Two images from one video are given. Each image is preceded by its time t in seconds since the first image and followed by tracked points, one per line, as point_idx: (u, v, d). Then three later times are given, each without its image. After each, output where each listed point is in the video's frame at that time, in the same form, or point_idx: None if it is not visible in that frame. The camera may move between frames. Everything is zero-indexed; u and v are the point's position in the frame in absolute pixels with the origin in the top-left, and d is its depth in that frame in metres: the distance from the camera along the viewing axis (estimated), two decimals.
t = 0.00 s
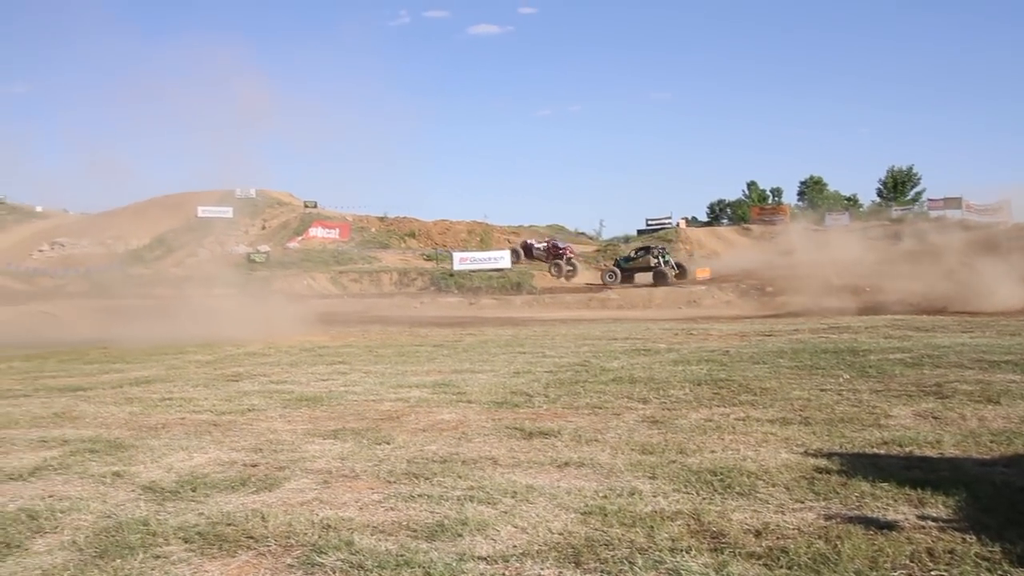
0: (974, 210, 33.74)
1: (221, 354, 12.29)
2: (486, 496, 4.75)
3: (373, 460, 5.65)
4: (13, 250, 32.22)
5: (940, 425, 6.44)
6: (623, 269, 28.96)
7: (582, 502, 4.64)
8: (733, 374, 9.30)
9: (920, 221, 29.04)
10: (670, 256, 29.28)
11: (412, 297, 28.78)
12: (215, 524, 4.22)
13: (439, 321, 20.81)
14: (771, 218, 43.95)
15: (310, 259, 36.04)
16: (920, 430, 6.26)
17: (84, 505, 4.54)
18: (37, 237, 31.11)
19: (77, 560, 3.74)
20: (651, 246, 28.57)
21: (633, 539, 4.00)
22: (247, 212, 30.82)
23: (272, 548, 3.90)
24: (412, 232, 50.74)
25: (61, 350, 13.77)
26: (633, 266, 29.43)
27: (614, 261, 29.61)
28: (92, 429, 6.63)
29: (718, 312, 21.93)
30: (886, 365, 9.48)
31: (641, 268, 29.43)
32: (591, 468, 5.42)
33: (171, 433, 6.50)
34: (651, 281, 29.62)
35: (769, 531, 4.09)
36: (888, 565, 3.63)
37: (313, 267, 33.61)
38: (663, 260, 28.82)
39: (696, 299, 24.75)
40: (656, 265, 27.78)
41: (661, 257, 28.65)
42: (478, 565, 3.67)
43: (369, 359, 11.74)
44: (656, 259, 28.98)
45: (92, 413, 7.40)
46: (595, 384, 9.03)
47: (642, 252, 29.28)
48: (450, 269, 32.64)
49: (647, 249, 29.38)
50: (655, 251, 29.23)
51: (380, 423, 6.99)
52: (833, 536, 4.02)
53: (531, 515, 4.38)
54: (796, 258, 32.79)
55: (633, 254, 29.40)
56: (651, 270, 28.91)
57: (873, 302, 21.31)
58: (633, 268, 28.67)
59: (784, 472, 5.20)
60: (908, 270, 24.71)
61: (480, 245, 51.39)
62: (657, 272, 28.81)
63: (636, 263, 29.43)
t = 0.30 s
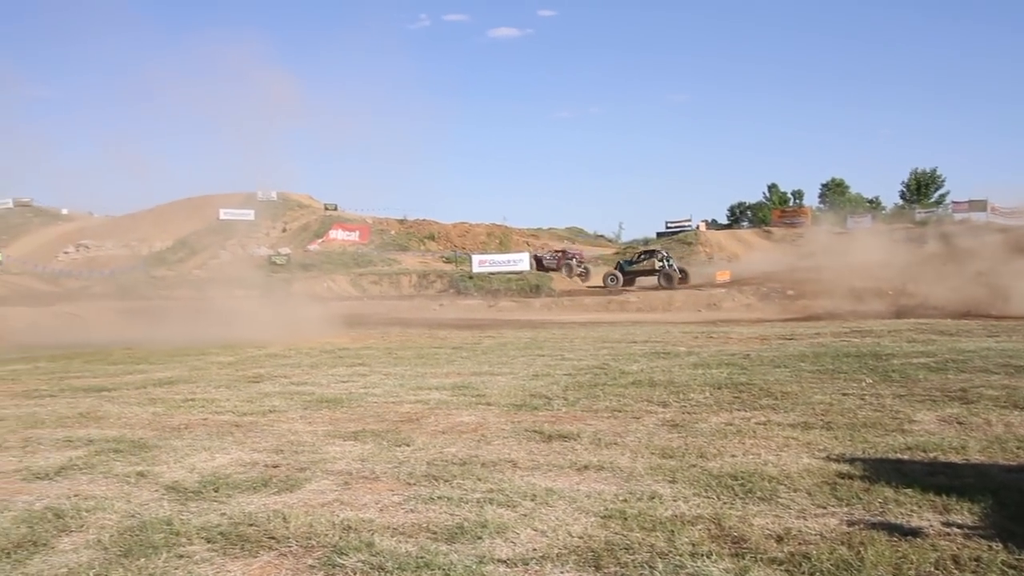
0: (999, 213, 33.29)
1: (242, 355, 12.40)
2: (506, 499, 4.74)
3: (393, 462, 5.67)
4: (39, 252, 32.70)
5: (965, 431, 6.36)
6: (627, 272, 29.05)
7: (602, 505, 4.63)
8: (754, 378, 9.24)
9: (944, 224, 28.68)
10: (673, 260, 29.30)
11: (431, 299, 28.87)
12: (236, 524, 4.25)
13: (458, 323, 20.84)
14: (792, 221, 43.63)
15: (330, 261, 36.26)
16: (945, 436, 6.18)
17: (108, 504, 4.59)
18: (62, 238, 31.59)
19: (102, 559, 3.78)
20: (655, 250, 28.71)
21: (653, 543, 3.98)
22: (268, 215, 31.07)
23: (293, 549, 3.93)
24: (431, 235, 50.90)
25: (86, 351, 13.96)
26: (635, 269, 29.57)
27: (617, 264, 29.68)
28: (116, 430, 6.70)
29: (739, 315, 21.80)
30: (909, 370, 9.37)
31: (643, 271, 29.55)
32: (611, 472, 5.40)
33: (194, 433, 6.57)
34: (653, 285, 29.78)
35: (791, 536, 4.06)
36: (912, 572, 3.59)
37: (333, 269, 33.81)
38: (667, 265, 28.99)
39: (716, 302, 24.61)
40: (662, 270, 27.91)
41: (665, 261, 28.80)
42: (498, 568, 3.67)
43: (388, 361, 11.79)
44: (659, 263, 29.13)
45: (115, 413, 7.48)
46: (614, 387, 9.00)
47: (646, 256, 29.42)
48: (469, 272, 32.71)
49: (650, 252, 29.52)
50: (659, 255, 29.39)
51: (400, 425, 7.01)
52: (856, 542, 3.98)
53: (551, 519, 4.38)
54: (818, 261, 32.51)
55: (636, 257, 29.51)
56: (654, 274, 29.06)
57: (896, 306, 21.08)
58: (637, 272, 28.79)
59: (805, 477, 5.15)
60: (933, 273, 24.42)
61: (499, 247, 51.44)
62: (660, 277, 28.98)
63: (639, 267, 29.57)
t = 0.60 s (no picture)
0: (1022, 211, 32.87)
1: (261, 355, 12.49)
2: (523, 498, 4.75)
3: (411, 461, 5.69)
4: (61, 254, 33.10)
5: (987, 431, 6.29)
6: (626, 273, 29.47)
7: (619, 505, 4.62)
8: (772, 378, 9.19)
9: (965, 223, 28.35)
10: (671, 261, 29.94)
11: (447, 299, 28.93)
12: (255, 523, 4.29)
13: (474, 323, 20.89)
14: (810, 220, 43.34)
15: (347, 261, 36.44)
16: (967, 436, 6.12)
17: (129, 503, 4.64)
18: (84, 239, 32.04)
19: (124, 556, 3.83)
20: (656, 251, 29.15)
21: (671, 543, 3.97)
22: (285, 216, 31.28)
23: (312, 548, 3.95)
24: (448, 235, 51.02)
25: (107, 351, 14.11)
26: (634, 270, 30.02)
27: (616, 264, 30.08)
28: (138, 429, 6.78)
29: (756, 315, 21.66)
30: (930, 370, 9.28)
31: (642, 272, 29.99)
32: (628, 472, 5.39)
33: (213, 433, 6.62)
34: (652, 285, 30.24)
35: (809, 537, 4.03)
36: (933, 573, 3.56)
37: (350, 270, 33.97)
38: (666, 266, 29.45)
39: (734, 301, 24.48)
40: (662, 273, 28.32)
41: (664, 262, 29.25)
42: (515, 567, 3.68)
43: (406, 361, 11.83)
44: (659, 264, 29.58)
45: (136, 413, 7.56)
46: (631, 387, 8.98)
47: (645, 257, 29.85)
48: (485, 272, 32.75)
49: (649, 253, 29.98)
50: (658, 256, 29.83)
51: (417, 424, 7.03)
52: (876, 542, 3.95)
53: (568, 518, 4.38)
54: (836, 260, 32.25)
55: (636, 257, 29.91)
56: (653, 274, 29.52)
57: (917, 305, 20.88)
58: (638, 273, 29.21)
59: (825, 477, 5.12)
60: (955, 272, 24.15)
61: (515, 248, 51.46)
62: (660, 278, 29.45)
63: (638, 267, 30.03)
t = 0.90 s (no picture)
0: None
1: (268, 353, 12.53)
2: (530, 496, 4.76)
3: (418, 459, 5.70)
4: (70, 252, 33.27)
5: (996, 429, 6.26)
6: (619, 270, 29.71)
7: (626, 503, 4.62)
8: (780, 375, 9.16)
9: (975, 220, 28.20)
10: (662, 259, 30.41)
11: (454, 296, 28.96)
12: (263, 520, 4.30)
13: (481, 321, 20.89)
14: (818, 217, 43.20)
15: (355, 259, 36.51)
16: (976, 434, 6.09)
17: (139, 500, 4.67)
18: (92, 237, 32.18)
19: (133, 553, 3.85)
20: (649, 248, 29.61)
21: (679, 541, 3.97)
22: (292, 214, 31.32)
23: (319, 544, 3.96)
24: (455, 232, 51.07)
25: (116, 349, 14.16)
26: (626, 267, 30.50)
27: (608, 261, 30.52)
28: (146, 426, 6.82)
29: (763, 312, 21.60)
30: (939, 367, 9.24)
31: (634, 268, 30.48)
32: (635, 469, 5.39)
33: (221, 430, 6.65)
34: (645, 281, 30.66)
35: (817, 535, 4.02)
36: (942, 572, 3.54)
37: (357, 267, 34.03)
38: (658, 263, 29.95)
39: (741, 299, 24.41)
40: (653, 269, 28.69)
41: (656, 260, 29.72)
42: (522, 564, 3.68)
43: (413, 359, 11.84)
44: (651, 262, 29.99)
45: (145, 410, 7.60)
46: (638, 384, 8.97)
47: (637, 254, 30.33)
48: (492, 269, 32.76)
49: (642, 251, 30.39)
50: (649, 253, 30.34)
51: (425, 422, 7.05)
52: (885, 540, 3.93)
53: (575, 516, 4.38)
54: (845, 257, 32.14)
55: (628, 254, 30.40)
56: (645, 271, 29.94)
57: (926, 302, 20.80)
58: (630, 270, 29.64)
59: (832, 475, 5.10)
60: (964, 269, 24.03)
61: (522, 245, 51.46)
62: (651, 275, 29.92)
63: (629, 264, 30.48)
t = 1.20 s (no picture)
0: None
1: (272, 352, 12.55)
2: (533, 495, 4.76)
3: (421, 458, 5.70)
4: (74, 250, 33.36)
5: (999, 429, 6.24)
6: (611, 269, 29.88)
7: (629, 502, 4.62)
8: (783, 375, 9.15)
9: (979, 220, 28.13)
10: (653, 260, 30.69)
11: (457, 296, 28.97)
12: (266, 518, 4.31)
13: (484, 321, 20.90)
14: (821, 217, 43.15)
15: (358, 257, 36.55)
16: (979, 434, 6.08)
17: (142, 498, 4.68)
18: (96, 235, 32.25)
19: (136, 551, 3.85)
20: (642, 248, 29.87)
21: (681, 540, 3.97)
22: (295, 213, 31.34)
23: (322, 543, 3.96)
24: (458, 232, 51.09)
25: (120, 347, 14.17)
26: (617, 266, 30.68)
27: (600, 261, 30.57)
28: (150, 425, 6.83)
29: (766, 312, 21.58)
30: (943, 367, 9.23)
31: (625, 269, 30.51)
32: (637, 469, 5.39)
33: (224, 429, 6.65)
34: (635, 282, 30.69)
35: (820, 535, 4.01)
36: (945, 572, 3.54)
37: (360, 266, 34.06)
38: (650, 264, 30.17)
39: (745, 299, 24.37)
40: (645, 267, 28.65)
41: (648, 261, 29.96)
42: (525, 563, 3.68)
43: (415, 358, 11.85)
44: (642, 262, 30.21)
45: (148, 408, 7.60)
46: (641, 384, 8.97)
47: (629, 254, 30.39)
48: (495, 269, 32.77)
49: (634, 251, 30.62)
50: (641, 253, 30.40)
51: (428, 421, 7.04)
52: (888, 541, 3.93)
53: (578, 515, 4.38)
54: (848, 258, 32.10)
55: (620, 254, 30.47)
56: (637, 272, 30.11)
57: (930, 303, 20.76)
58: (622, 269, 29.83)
59: (836, 475, 5.09)
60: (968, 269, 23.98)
61: (525, 245, 51.47)
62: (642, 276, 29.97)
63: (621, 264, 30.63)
